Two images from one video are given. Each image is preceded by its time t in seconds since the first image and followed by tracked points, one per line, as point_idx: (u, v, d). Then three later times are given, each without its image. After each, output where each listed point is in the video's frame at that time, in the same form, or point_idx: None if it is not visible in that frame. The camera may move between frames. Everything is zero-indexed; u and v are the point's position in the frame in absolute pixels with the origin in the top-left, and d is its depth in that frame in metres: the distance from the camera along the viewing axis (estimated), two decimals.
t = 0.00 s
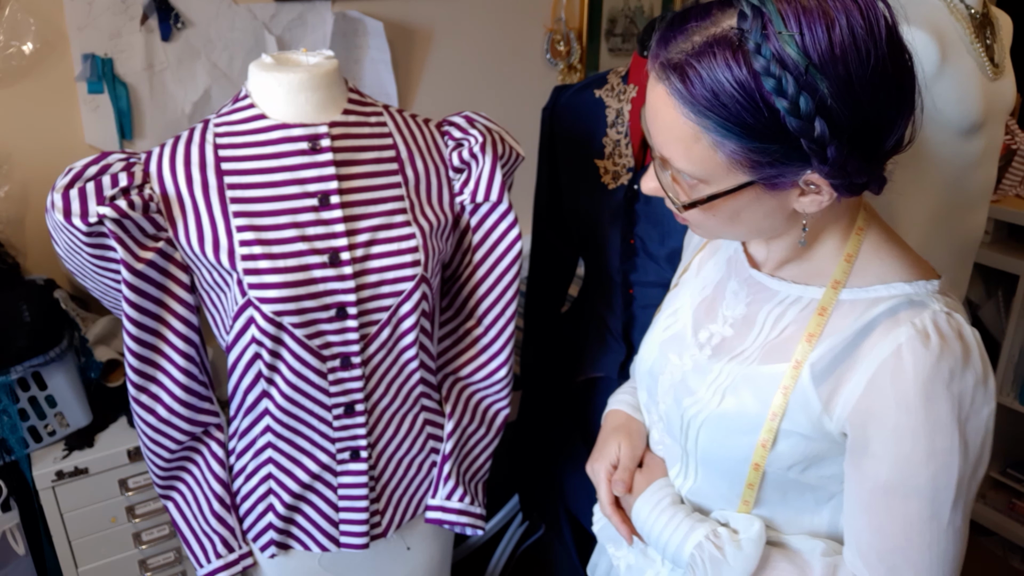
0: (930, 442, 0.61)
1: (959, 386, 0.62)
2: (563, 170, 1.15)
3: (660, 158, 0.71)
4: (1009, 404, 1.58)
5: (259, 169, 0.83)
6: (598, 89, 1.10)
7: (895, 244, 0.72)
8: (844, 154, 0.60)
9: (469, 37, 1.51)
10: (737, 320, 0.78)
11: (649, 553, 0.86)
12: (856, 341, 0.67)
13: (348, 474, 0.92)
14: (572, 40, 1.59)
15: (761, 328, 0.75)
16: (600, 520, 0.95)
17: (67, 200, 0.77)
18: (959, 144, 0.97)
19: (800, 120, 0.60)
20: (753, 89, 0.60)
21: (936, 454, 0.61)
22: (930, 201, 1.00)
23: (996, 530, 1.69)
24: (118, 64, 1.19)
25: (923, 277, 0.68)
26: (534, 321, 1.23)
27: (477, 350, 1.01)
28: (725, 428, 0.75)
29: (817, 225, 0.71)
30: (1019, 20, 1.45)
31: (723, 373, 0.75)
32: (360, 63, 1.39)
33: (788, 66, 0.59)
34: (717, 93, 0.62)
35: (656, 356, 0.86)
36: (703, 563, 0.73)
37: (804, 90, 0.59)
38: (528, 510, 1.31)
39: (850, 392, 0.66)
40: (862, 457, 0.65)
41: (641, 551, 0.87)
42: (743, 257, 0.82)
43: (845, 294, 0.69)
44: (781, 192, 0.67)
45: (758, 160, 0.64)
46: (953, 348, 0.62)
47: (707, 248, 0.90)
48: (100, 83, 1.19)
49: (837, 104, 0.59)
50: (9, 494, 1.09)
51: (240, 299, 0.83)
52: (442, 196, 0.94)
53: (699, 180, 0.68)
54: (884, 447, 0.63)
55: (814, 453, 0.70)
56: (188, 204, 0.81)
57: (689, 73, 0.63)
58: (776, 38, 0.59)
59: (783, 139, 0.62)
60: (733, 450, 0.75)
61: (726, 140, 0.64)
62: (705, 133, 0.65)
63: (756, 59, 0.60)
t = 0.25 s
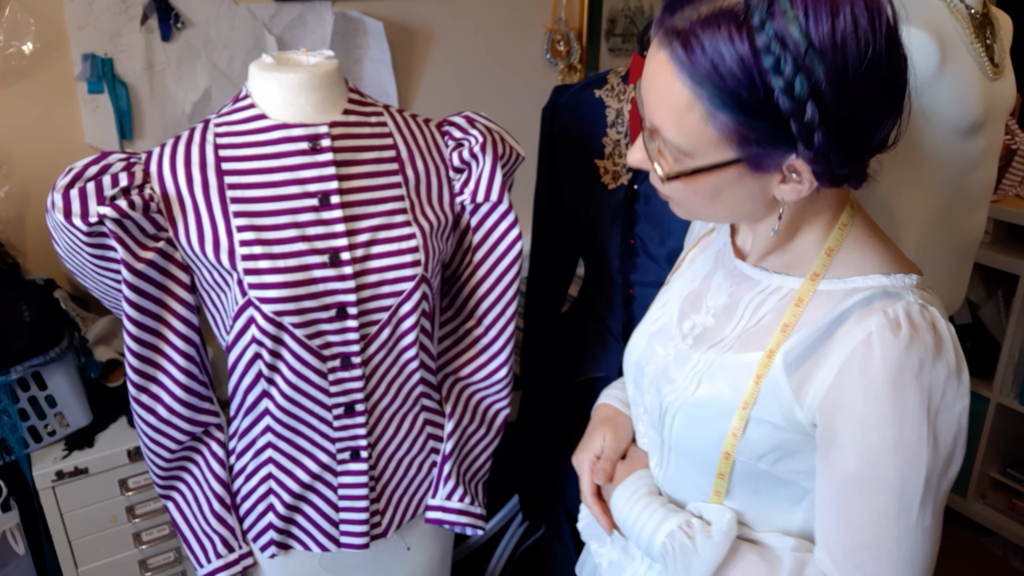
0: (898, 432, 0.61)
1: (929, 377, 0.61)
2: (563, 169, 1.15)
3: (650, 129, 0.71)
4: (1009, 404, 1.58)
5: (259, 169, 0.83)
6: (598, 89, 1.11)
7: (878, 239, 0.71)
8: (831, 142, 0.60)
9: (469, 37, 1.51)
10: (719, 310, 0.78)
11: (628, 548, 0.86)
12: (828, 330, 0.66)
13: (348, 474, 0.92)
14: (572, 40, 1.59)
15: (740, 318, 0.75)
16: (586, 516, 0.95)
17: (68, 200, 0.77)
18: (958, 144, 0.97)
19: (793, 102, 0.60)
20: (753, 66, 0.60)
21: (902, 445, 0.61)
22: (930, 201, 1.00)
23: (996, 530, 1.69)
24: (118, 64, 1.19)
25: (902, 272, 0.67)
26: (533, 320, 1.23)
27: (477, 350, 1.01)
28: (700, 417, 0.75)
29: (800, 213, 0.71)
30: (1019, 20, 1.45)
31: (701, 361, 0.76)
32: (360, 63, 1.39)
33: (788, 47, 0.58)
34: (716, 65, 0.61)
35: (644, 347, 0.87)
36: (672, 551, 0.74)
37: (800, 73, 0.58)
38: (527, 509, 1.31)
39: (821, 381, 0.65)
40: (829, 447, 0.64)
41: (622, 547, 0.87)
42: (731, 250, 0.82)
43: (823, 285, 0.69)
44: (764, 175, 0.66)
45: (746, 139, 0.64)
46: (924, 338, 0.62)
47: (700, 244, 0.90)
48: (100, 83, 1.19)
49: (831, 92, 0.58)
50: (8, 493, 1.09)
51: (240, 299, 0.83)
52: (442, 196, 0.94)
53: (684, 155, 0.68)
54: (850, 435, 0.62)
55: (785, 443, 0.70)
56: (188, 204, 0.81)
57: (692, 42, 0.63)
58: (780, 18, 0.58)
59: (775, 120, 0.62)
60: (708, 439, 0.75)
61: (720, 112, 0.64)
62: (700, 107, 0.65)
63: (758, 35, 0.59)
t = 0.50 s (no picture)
0: (886, 421, 0.61)
1: (921, 369, 0.62)
2: (563, 169, 1.15)
3: (649, 120, 0.71)
4: (1009, 404, 1.58)
5: (259, 169, 0.83)
6: (598, 89, 1.11)
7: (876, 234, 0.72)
8: (833, 123, 0.60)
9: (469, 37, 1.51)
10: (710, 301, 0.78)
11: (619, 545, 0.86)
12: (822, 320, 0.66)
13: (348, 474, 0.92)
14: (572, 40, 1.59)
15: (731, 310, 0.75)
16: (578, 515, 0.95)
17: (67, 200, 0.77)
18: (958, 144, 0.97)
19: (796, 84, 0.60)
20: (756, 46, 0.60)
21: (891, 436, 0.61)
22: (930, 201, 1.00)
23: (996, 530, 1.69)
24: (118, 64, 1.19)
25: (899, 265, 0.67)
26: (533, 320, 1.23)
27: (477, 350, 1.01)
28: (689, 408, 0.75)
29: (797, 204, 0.71)
30: (1019, 20, 1.45)
31: (692, 351, 0.76)
32: (360, 63, 1.39)
33: (790, 28, 0.59)
34: (719, 48, 0.61)
35: (635, 339, 0.86)
36: (656, 544, 0.73)
37: (803, 54, 0.59)
38: (527, 509, 1.30)
39: (812, 370, 0.66)
40: (819, 439, 0.64)
41: (614, 543, 0.87)
42: (726, 243, 0.82)
43: (817, 276, 0.69)
44: (767, 159, 0.66)
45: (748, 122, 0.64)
46: (917, 329, 0.62)
47: (692, 236, 0.90)
48: (100, 83, 1.19)
49: (833, 73, 0.59)
50: (8, 493, 1.09)
51: (240, 299, 0.83)
52: (442, 196, 0.94)
53: (686, 142, 0.68)
54: (840, 426, 0.62)
55: (773, 433, 0.70)
56: (188, 204, 0.81)
57: (694, 27, 0.63)
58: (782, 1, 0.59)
59: (778, 102, 0.62)
60: (696, 430, 0.75)
61: (724, 95, 0.63)
62: (703, 89, 0.64)
63: (759, 18, 0.60)
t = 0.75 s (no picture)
0: (907, 413, 0.61)
1: (938, 359, 0.62)
2: (563, 169, 1.15)
3: (650, 148, 0.70)
4: (1008, 404, 1.58)
5: (259, 169, 0.83)
6: (598, 89, 1.11)
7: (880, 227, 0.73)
8: (834, 121, 0.61)
9: (469, 37, 1.51)
10: (715, 296, 0.78)
11: (624, 543, 0.86)
12: (838, 312, 0.66)
13: (348, 474, 0.92)
14: (572, 40, 1.59)
15: (738, 304, 0.75)
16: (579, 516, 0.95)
17: (67, 200, 0.77)
18: (958, 144, 0.97)
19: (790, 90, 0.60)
20: (743, 61, 0.60)
21: (911, 426, 0.61)
22: (930, 202, 1.00)
23: (995, 530, 1.69)
24: (118, 64, 1.19)
25: (908, 255, 0.68)
26: (533, 321, 1.23)
27: (477, 350, 1.01)
28: (698, 403, 0.75)
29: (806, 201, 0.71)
30: (1019, 20, 1.45)
31: (697, 347, 0.75)
32: (360, 63, 1.39)
33: (773, 38, 0.60)
34: (707, 70, 0.61)
35: (634, 336, 0.86)
36: (669, 545, 0.73)
37: (791, 60, 0.59)
38: (527, 509, 1.30)
39: (830, 363, 0.66)
40: (838, 431, 0.64)
41: (619, 543, 0.87)
42: (728, 237, 0.82)
43: (827, 269, 0.69)
44: (773, 166, 0.66)
45: (750, 134, 0.63)
46: (935, 320, 0.62)
47: (688, 232, 0.90)
48: (100, 83, 1.19)
49: (822, 72, 0.60)
50: (8, 493, 1.09)
51: (240, 299, 0.83)
52: (442, 196, 0.94)
53: (692, 164, 0.67)
54: (860, 417, 0.63)
55: (788, 427, 0.70)
56: (188, 204, 0.81)
57: (677, 54, 0.63)
58: (759, 14, 0.60)
59: (775, 110, 0.62)
60: (705, 426, 0.75)
61: (721, 115, 0.63)
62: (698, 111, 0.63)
63: (741, 34, 0.60)
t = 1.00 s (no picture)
0: (921, 408, 0.61)
1: (949, 354, 0.63)
2: (563, 168, 1.15)
3: (661, 155, 0.70)
4: (1008, 403, 1.58)
5: (259, 169, 0.83)
6: (598, 89, 1.11)
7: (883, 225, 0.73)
8: (851, 125, 0.61)
9: (469, 37, 1.51)
10: (716, 296, 0.78)
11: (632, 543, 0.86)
12: (847, 309, 0.67)
13: (348, 474, 0.92)
14: (572, 40, 1.59)
15: (740, 304, 0.75)
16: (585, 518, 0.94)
17: (67, 200, 0.77)
18: (958, 144, 0.97)
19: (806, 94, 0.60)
20: (759, 66, 0.60)
21: (925, 421, 0.62)
22: (930, 201, 1.00)
23: (995, 529, 1.69)
24: (118, 64, 1.19)
25: (911, 253, 0.69)
26: (533, 321, 1.23)
27: (477, 350, 1.01)
28: (704, 404, 0.75)
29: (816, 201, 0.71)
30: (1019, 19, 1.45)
31: (701, 347, 0.75)
32: (360, 63, 1.39)
33: (788, 43, 0.60)
34: (722, 76, 0.61)
35: (633, 337, 0.85)
36: (683, 545, 0.73)
37: (807, 64, 0.59)
38: (527, 510, 1.30)
39: (841, 361, 0.66)
40: (851, 428, 0.65)
41: (626, 543, 0.87)
42: (729, 235, 0.82)
43: (832, 267, 0.69)
44: (787, 169, 0.66)
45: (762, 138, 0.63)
46: (945, 316, 0.63)
47: (685, 232, 0.90)
48: (100, 83, 1.19)
49: (838, 75, 0.60)
50: (8, 493, 1.09)
51: (240, 299, 0.83)
52: (442, 196, 0.94)
53: (705, 169, 0.67)
54: (875, 413, 0.63)
55: (794, 426, 0.70)
56: (188, 204, 0.81)
57: (691, 62, 0.63)
58: (772, 19, 0.60)
59: (791, 114, 0.62)
60: (712, 426, 0.74)
61: (737, 122, 0.63)
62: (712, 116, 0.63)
63: (755, 39, 0.60)
